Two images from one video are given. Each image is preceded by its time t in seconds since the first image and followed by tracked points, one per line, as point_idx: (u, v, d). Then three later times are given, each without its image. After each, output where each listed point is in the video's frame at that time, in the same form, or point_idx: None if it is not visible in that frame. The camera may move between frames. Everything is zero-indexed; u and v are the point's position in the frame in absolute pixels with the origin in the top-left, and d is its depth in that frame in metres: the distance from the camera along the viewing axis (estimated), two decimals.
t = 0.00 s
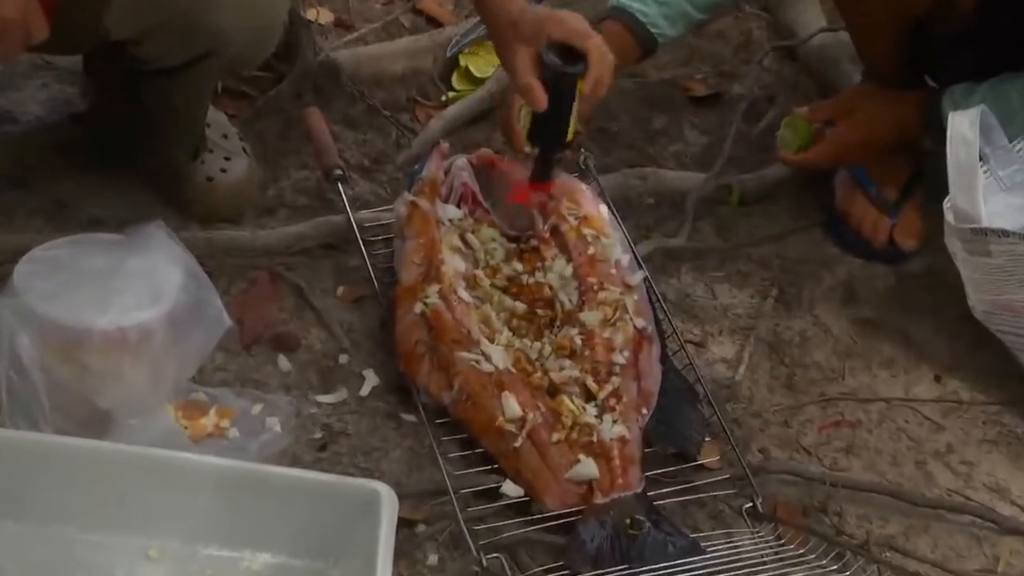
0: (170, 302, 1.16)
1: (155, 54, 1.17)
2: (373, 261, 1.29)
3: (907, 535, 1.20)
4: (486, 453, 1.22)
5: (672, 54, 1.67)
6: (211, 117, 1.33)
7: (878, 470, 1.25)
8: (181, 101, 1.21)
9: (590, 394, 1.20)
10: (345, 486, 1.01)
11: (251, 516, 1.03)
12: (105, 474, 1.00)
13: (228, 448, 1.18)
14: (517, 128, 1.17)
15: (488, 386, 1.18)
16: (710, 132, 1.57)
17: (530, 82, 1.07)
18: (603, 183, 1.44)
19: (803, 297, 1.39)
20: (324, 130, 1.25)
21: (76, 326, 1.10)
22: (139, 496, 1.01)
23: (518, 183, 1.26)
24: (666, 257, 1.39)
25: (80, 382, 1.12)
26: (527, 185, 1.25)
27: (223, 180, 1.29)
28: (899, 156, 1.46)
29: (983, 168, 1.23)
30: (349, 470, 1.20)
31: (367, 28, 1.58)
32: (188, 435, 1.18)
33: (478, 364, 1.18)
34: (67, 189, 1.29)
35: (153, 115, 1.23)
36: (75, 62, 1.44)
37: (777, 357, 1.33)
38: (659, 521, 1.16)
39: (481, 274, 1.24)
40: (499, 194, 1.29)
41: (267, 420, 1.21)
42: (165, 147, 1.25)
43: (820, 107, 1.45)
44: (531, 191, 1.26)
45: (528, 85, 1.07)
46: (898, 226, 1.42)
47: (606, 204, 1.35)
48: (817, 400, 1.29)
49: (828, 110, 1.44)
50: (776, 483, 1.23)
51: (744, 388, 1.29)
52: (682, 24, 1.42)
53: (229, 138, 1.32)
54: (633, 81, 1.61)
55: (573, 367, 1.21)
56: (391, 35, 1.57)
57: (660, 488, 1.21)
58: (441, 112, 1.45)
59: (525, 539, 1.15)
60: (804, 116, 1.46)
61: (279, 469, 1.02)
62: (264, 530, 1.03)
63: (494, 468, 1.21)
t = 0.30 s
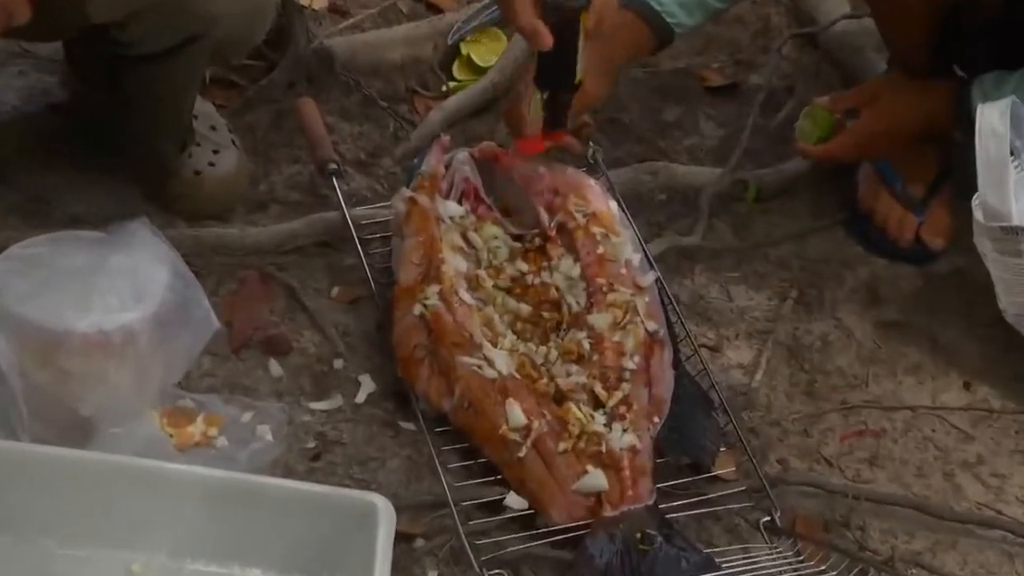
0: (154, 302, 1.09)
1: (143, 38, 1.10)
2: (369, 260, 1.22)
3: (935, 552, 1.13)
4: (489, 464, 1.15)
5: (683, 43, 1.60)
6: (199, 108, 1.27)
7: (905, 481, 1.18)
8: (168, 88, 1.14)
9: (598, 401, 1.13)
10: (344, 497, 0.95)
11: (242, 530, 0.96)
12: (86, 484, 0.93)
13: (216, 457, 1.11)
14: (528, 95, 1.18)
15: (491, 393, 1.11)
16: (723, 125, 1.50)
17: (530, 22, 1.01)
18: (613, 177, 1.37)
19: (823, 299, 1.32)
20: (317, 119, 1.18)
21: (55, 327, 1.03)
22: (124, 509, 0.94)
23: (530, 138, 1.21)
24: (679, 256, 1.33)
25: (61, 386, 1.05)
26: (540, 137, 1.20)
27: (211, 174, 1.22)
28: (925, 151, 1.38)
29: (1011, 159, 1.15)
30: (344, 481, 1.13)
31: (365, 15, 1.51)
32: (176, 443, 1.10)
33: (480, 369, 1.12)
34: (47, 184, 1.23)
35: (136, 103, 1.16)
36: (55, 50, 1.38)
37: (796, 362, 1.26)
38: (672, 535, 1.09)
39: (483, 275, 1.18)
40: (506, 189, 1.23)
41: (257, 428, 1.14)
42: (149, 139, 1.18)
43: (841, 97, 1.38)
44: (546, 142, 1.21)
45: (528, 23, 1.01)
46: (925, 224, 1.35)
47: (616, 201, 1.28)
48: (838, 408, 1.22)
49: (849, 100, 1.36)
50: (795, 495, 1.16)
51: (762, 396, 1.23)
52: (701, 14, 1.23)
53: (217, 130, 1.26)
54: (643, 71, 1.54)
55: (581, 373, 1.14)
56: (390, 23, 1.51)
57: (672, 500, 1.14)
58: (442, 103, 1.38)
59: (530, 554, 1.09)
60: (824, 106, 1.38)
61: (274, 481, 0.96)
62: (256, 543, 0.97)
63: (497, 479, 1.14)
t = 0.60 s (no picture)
0: (142, 308, 1.04)
1: (130, 29, 1.03)
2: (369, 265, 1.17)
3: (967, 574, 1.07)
4: (493, 479, 1.09)
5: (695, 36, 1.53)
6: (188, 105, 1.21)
7: (934, 498, 1.11)
8: (156, 81, 1.08)
9: (610, 413, 1.06)
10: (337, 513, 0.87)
11: (231, 551, 0.89)
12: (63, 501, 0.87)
13: (206, 472, 1.05)
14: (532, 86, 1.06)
15: (496, 404, 1.05)
16: (738, 122, 1.43)
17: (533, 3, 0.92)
18: (624, 177, 1.31)
19: (846, 305, 1.25)
20: (312, 113, 1.12)
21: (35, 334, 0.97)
22: (108, 521, 0.88)
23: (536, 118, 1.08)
24: (695, 260, 1.27)
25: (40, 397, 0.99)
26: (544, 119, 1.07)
27: (202, 172, 1.16)
28: (955, 150, 1.31)
29: None
30: (341, 497, 1.07)
31: (364, 7, 1.45)
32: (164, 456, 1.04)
33: (485, 379, 1.05)
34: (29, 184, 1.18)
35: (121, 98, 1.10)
36: (38, 43, 1.32)
37: (818, 371, 1.19)
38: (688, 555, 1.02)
39: (488, 279, 1.12)
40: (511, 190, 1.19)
41: (250, 440, 1.08)
42: (135, 135, 1.12)
43: (866, 92, 1.32)
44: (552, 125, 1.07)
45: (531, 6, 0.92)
46: (955, 226, 1.28)
47: (628, 201, 1.22)
48: (863, 420, 1.16)
49: (875, 94, 1.31)
50: (817, 513, 1.10)
51: (781, 407, 1.16)
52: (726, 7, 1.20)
53: (208, 127, 1.20)
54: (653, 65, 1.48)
55: (591, 383, 1.07)
56: (390, 15, 1.45)
57: (686, 517, 1.08)
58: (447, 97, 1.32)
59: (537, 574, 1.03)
60: (850, 101, 1.33)
61: (258, 494, 0.89)
62: (246, 565, 0.90)
63: (502, 495, 1.08)
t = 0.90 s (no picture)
0: (115, 312, 0.99)
1: (104, 18, 0.96)
2: (354, 266, 1.11)
3: None
4: (485, 490, 1.03)
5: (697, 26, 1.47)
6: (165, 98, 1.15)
7: (951, 512, 1.06)
8: (132, 73, 1.02)
9: (608, 421, 1.00)
10: (326, 528, 0.83)
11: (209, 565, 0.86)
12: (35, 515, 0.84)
13: (182, 484, 1.00)
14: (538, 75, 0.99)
15: (488, 412, 0.99)
16: (742, 116, 1.38)
17: None
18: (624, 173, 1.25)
19: (857, 308, 1.20)
20: (295, 105, 1.06)
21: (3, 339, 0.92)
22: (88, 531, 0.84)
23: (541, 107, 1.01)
24: (698, 261, 1.21)
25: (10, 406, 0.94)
26: (548, 108, 1.01)
27: (178, 168, 1.10)
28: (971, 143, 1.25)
29: None
30: (325, 510, 1.01)
31: None
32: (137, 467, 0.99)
33: (476, 386, 0.99)
34: None
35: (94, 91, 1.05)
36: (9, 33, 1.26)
37: (827, 378, 1.14)
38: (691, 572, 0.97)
39: (481, 279, 1.06)
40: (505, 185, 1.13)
41: (228, 450, 1.02)
42: (108, 130, 1.07)
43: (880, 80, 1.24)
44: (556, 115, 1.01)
45: None
46: (971, 226, 1.23)
47: (628, 198, 1.16)
48: (875, 429, 1.10)
49: (890, 84, 1.23)
50: (825, 526, 1.04)
51: (789, 416, 1.10)
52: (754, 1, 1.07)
53: (185, 119, 1.15)
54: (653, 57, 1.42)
55: (588, 390, 1.02)
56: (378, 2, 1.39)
57: (688, 531, 1.02)
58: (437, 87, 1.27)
59: None
60: (862, 90, 1.25)
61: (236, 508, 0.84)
62: None
63: (493, 508, 1.03)
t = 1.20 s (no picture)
0: (97, 309, 0.93)
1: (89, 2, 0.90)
2: (347, 261, 1.06)
3: None
4: (486, 499, 0.99)
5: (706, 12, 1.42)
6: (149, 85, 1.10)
7: (978, 523, 1.00)
8: (115, 58, 0.97)
9: (615, 426, 0.95)
10: (320, 537, 0.79)
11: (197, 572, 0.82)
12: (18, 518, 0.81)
13: (167, 491, 0.94)
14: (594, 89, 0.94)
15: (489, 416, 0.93)
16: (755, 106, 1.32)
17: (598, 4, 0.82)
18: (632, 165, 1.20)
19: (877, 307, 1.14)
20: (286, 93, 1.02)
21: None
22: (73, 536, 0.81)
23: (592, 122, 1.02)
24: (710, 258, 1.16)
25: None
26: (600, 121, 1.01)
27: (163, 158, 1.06)
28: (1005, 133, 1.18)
29: None
30: (316, 519, 0.96)
31: None
32: (120, 473, 0.93)
33: (477, 389, 0.94)
34: None
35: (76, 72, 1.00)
36: None
37: (845, 381, 1.08)
38: None
39: (482, 276, 1.01)
40: (509, 178, 1.08)
41: (215, 456, 0.97)
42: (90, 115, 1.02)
43: (908, 62, 1.14)
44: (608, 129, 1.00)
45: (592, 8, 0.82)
46: (998, 222, 1.16)
47: (637, 190, 1.10)
48: (897, 435, 1.05)
49: (920, 67, 1.13)
50: (844, 537, 0.98)
51: (806, 420, 1.05)
52: None
53: (170, 107, 1.10)
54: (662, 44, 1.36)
55: (595, 393, 0.96)
56: None
57: (700, 543, 0.97)
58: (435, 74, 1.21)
59: None
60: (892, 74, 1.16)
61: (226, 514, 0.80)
62: None
63: (494, 517, 0.97)
